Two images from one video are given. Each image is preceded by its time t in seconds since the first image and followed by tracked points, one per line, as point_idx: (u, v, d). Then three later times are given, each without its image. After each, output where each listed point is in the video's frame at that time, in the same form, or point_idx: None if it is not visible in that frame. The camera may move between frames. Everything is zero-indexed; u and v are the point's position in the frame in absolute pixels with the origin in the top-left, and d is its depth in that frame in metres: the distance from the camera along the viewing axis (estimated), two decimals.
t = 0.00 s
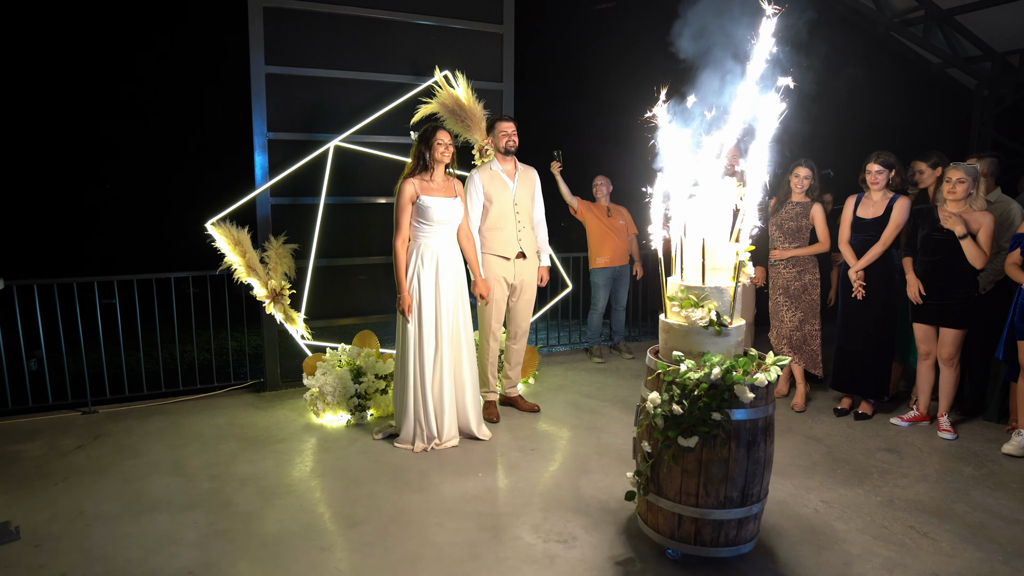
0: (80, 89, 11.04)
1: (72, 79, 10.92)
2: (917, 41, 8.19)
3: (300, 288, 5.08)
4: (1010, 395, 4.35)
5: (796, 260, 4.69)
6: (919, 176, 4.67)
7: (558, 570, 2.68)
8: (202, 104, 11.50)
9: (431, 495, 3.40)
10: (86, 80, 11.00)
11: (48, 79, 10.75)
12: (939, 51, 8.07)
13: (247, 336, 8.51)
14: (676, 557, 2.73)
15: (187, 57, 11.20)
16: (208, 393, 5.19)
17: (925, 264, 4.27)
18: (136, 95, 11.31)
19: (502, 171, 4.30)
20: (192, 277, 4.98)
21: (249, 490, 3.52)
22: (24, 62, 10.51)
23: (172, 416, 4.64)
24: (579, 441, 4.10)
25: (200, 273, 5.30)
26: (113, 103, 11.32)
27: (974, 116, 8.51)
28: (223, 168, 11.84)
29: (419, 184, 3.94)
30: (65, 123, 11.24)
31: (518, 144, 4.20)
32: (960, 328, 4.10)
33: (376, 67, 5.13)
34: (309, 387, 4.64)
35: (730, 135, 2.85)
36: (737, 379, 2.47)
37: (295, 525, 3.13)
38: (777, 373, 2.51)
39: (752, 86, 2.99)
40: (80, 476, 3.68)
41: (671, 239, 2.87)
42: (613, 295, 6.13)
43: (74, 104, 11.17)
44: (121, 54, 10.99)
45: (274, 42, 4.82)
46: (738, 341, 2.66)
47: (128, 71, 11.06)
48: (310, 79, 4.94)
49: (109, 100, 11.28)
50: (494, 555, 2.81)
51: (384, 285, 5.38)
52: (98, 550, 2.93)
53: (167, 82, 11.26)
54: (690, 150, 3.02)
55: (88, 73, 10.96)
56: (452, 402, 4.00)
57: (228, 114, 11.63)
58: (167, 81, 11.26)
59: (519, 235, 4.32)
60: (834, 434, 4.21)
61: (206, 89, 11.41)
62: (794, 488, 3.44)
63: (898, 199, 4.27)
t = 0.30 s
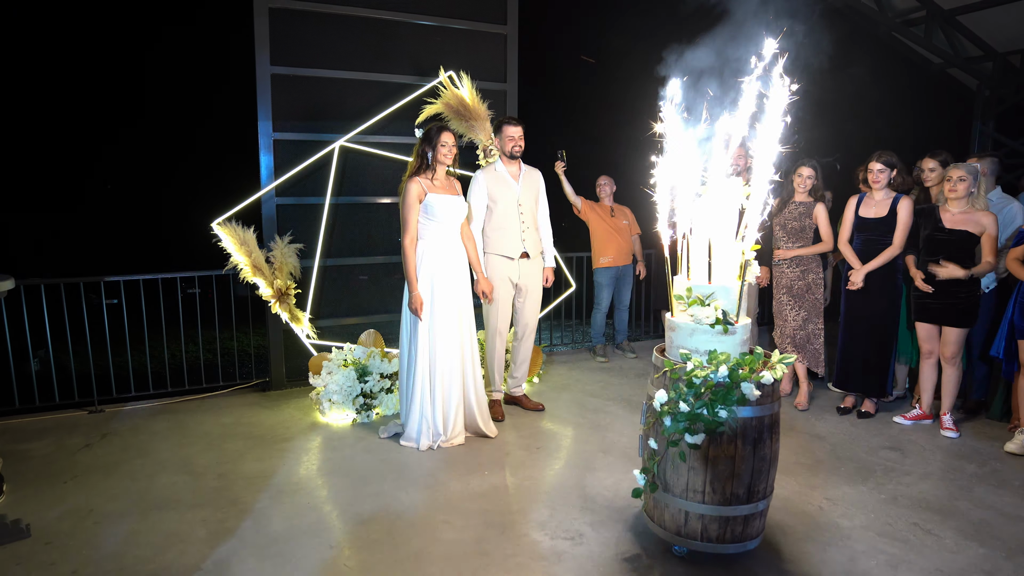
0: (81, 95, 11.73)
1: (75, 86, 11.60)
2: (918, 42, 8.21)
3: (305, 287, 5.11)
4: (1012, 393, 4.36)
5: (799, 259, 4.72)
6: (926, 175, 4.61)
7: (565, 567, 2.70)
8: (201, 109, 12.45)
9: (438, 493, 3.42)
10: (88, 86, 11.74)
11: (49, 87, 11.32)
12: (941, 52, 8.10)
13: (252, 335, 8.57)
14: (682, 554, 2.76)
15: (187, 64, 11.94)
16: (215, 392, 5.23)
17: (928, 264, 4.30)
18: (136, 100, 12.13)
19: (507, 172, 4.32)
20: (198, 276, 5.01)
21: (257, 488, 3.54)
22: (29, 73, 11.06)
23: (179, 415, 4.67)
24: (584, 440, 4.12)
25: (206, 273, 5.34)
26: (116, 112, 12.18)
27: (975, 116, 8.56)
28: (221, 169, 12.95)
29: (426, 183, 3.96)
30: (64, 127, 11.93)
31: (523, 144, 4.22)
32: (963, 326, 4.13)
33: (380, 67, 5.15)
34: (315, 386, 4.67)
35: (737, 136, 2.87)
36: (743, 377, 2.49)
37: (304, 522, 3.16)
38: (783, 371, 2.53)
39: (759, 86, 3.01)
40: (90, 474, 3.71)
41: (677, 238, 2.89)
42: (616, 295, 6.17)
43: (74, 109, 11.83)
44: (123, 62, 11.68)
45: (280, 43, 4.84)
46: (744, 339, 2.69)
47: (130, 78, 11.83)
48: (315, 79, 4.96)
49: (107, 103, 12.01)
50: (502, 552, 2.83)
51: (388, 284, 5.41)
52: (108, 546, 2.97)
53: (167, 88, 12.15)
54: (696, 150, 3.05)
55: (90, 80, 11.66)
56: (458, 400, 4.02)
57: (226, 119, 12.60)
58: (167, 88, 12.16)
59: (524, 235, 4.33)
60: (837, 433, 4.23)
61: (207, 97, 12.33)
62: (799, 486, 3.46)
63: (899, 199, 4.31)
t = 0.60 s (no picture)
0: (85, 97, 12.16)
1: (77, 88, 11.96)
2: (919, 42, 8.23)
3: (308, 287, 5.13)
4: (1013, 392, 4.37)
5: (801, 259, 4.74)
6: (928, 173, 4.65)
7: (570, 565, 2.71)
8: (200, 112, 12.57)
9: (443, 491, 3.44)
10: (91, 90, 12.10)
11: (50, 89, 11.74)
12: (941, 52, 8.12)
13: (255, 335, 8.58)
14: (686, 551, 2.78)
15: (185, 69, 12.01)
16: (219, 392, 5.24)
17: (929, 263, 4.32)
18: (137, 103, 12.50)
19: (509, 171, 4.33)
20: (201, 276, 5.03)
21: (263, 486, 3.56)
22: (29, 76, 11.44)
23: (183, 414, 4.69)
24: (587, 438, 4.14)
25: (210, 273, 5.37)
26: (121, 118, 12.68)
27: (975, 115, 8.54)
28: (222, 174, 13.02)
29: (428, 182, 3.97)
30: (68, 128, 12.49)
31: (526, 144, 4.23)
32: (964, 325, 4.14)
33: (382, 68, 5.17)
34: (318, 385, 4.69)
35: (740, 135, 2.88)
36: (747, 375, 2.50)
37: (309, 520, 3.18)
38: (787, 369, 2.55)
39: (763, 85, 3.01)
40: (96, 472, 3.73)
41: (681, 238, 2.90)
42: (618, 295, 6.18)
43: (78, 111, 12.32)
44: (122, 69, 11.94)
45: (283, 43, 4.86)
46: (747, 338, 2.70)
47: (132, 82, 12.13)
48: (317, 79, 4.98)
49: (112, 106, 12.47)
50: (506, 549, 2.85)
51: (390, 284, 5.43)
52: (115, 544, 2.99)
53: (170, 89, 12.33)
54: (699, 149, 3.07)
55: (96, 82, 12.01)
56: (461, 399, 4.04)
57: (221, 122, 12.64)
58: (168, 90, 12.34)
59: (526, 234, 4.35)
60: (839, 431, 4.25)
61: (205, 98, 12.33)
62: (802, 484, 3.47)
63: (900, 198, 4.33)
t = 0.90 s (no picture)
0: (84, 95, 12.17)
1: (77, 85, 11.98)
2: (918, 42, 8.28)
3: (310, 288, 5.14)
4: (1013, 391, 4.38)
5: (801, 259, 4.76)
6: (928, 173, 4.66)
7: (572, 563, 2.73)
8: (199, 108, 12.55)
9: (444, 490, 3.45)
10: (91, 87, 12.13)
11: (50, 86, 11.79)
12: (940, 52, 8.17)
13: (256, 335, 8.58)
14: (688, 550, 2.79)
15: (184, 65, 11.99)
16: (220, 392, 5.23)
17: (928, 263, 4.33)
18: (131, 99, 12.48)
19: (511, 171, 4.34)
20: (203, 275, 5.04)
21: (265, 486, 3.57)
22: (32, 72, 11.56)
23: (185, 414, 4.69)
24: (588, 437, 4.16)
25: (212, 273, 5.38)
26: (121, 116, 12.67)
27: (975, 114, 8.57)
28: (222, 172, 12.96)
29: (428, 182, 3.99)
30: (67, 127, 12.48)
31: (527, 144, 4.24)
32: (964, 325, 4.15)
33: (384, 68, 5.18)
34: (320, 384, 4.70)
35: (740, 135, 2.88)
36: (748, 374, 2.52)
37: (311, 519, 3.19)
38: (788, 368, 2.56)
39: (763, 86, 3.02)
40: (98, 472, 3.73)
41: (681, 238, 2.92)
42: (619, 294, 6.19)
43: (78, 109, 12.34)
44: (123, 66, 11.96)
45: (284, 43, 4.87)
46: (748, 337, 2.71)
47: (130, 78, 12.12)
48: (318, 80, 4.99)
49: (112, 104, 12.48)
50: (508, 548, 2.86)
51: (391, 284, 5.44)
52: (118, 543, 2.99)
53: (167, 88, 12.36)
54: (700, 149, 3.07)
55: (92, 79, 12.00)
56: (462, 398, 4.05)
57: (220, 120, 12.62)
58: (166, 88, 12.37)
59: (527, 234, 4.37)
60: (840, 430, 4.26)
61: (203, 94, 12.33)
62: (802, 483, 3.49)
63: (899, 197, 4.34)
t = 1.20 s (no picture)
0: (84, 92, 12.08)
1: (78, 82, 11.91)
2: (917, 42, 8.36)
3: (309, 287, 5.14)
4: (1010, 390, 4.39)
5: (799, 258, 4.77)
6: (926, 173, 4.67)
7: (571, 562, 2.73)
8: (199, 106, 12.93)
9: (443, 490, 3.45)
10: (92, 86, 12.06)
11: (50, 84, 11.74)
12: (938, 52, 8.23)
13: (255, 336, 8.57)
14: (686, 549, 2.80)
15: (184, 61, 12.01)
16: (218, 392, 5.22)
17: (926, 263, 4.35)
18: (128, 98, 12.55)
19: (510, 171, 4.34)
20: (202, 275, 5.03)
21: (264, 485, 3.57)
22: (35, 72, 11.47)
23: (183, 414, 4.69)
24: (586, 436, 4.16)
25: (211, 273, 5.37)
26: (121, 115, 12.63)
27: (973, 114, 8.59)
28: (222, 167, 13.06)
29: (424, 182, 3.99)
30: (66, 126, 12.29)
31: (526, 143, 4.25)
32: (962, 324, 4.17)
33: (383, 68, 5.19)
34: (319, 384, 4.70)
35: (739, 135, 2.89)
36: (746, 373, 2.52)
37: (311, 519, 3.19)
38: (786, 367, 2.57)
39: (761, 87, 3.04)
40: (97, 472, 3.73)
41: (680, 237, 2.93)
42: (618, 294, 6.19)
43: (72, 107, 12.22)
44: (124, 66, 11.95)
45: (283, 43, 4.87)
46: (747, 336, 2.72)
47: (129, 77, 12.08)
48: (318, 80, 5.00)
49: (108, 104, 12.50)
50: (508, 547, 2.87)
51: (390, 283, 5.44)
52: (117, 543, 3.00)
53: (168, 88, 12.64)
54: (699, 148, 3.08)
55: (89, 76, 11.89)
56: (460, 398, 4.05)
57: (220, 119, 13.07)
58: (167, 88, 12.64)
59: (527, 234, 4.37)
60: (838, 429, 4.27)
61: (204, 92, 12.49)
62: (800, 481, 3.50)
63: (896, 197, 4.36)
